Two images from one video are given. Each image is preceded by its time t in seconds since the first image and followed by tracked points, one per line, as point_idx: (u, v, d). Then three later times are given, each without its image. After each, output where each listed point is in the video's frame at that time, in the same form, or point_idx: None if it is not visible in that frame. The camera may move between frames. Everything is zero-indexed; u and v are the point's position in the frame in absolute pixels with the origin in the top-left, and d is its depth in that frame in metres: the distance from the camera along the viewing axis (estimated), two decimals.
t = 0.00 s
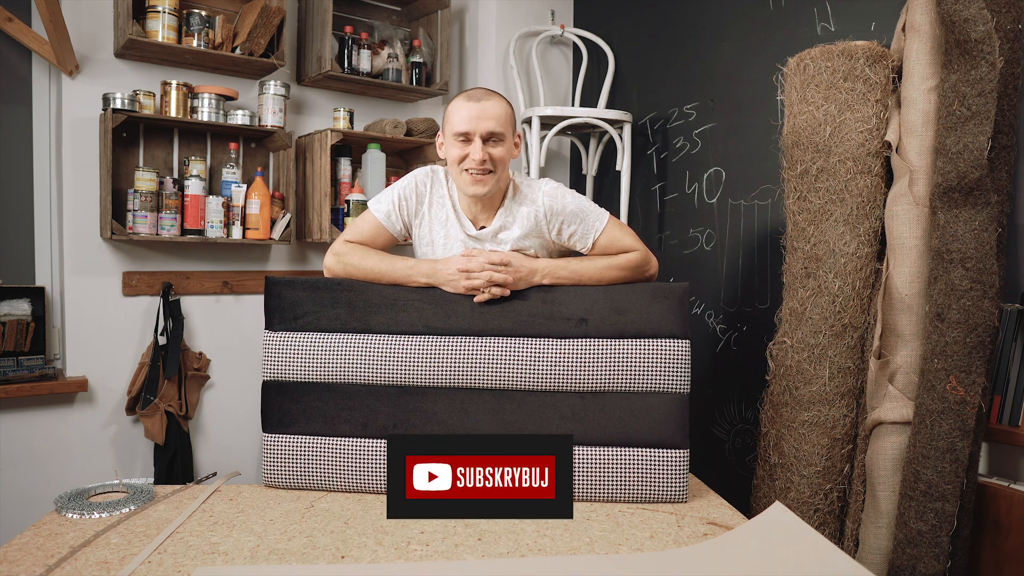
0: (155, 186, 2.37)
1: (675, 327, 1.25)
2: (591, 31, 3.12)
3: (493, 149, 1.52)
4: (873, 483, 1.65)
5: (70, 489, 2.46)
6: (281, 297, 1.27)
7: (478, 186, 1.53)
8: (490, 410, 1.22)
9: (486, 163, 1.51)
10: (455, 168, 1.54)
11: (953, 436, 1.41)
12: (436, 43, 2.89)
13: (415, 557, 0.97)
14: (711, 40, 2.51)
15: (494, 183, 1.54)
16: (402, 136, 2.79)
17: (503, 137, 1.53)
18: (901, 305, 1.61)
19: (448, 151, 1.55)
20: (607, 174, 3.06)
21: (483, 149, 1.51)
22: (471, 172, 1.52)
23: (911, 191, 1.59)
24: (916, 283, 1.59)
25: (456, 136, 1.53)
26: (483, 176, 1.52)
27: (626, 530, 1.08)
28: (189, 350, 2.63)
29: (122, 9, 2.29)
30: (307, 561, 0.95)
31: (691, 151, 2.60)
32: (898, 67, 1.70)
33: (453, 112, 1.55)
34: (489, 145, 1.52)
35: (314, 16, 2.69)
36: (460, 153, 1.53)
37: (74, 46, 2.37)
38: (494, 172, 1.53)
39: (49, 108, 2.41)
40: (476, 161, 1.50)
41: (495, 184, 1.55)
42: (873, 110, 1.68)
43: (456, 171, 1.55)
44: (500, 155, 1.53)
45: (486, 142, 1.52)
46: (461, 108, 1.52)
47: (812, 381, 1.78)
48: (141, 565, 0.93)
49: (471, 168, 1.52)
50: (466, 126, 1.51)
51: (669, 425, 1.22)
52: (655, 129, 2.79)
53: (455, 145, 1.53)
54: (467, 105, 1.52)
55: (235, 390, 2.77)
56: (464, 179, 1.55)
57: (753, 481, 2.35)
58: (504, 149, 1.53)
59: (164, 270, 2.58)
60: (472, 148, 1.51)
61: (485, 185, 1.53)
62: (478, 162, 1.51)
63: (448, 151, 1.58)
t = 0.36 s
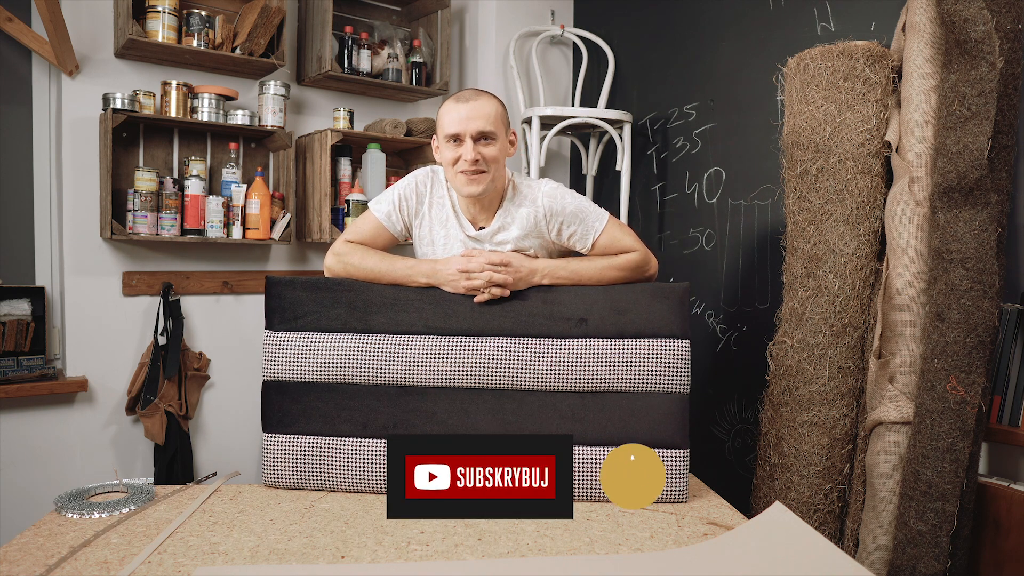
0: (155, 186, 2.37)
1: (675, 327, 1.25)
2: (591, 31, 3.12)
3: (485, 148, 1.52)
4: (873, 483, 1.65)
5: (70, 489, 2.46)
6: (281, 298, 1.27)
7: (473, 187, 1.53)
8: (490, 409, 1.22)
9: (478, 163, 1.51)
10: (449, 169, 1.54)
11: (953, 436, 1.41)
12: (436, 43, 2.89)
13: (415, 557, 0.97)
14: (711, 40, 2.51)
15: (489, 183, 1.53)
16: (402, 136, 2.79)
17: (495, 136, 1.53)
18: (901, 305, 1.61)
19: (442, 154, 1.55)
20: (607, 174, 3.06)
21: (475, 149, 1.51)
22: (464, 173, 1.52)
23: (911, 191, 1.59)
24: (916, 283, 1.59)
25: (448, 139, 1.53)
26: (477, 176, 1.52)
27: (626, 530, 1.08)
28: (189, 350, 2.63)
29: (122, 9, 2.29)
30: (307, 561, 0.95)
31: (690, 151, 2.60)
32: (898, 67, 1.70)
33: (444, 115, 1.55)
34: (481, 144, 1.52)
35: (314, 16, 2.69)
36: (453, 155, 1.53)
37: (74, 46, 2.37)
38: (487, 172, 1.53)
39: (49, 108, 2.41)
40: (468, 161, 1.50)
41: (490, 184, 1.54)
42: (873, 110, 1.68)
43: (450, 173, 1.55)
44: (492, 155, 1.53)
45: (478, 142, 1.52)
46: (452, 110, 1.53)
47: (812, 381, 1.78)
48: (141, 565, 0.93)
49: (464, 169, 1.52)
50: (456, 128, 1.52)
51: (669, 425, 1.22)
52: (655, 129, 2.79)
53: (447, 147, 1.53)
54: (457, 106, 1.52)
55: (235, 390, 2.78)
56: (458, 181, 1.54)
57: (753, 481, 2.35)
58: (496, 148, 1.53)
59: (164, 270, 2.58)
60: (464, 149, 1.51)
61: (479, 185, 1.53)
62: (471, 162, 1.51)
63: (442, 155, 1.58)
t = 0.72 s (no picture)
0: (155, 186, 2.37)
1: (675, 328, 1.25)
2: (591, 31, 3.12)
3: (485, 146, 1.52)
4: (873, 483, 1.65)
5: (70, 489, 2.46)
6: (282, 298, 1.27)
7: (473, 184, 1.53)
8: (491, 409, 1.22)
9: (478, 161, 1.51)
10: (449, 168, 1.54)
11: (953, 436, 1.41)
12: (436, 43, 2.89)
13: (415, 557, 0.97)
14: (711, 40, 2.51)
15: (489, 180, 1.53)
16: (402, 136, 2.79)
17: (495, 134, 1.53)
18: (901, 305, 1.61)
19: (442, 151, 1.55)
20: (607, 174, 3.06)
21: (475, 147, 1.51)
22: (464, 171, 1.52)
23: (911, 191, 1.59)
24: (916, 283, 1.59)
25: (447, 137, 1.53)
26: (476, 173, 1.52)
27: (626, 530, 1.08)
28: (189, 350, 2.63)
29: (122, 9, 2.29)
30: (307, 561, 0.95)
31: (690, 151, 2.60)
32: (898, 67, 1.70)
33: (443, 113, 1.55)
34: (481, 142, 1.52)
35: (314, 16, 2.69)
36: (452, 153, 1.53)
37: (74, 46, 2.37)
38: (487, 170, 1.53)
39: (49, 108, 2.41)
40: (468, 159, 1.50)
41: (490, 181, 1.54)
42: (873, 110, 1.68)
43: (450, 172, 1.54)
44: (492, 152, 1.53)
45: (477, 139, 1.52)
46: (451, 108, 1.53)
47: (812, 381, 1.78)
48: (141, 565, 0.93)
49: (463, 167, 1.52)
50: (455, 126, 1.51)
51: (669, 425, 1.22)
52: (655, 129, 2.79)
53: (447, 145, 1.53)
54: (456, 104, 1.52)
55: (235, 390, 2.78)
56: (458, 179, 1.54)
57: (753, 481, 2.34)
58: (496, 145, 1.53)
59: (164, 270, 2.58)
60: (464, 147, 1.51)
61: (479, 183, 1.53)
62: (470, 160, 1.51)
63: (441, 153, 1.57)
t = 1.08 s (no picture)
0: (156, 185, 2.37)
1: (675, 327, 1.25)
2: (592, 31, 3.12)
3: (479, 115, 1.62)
4: (873, 483, 1.65)
5: (70, 489, 2.46)
6: (282, 297, 1.28)
7: (471, 149, 1.61)
8: (491, 409, 1.22)
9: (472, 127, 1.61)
10: (448, 141, 1.64)
11: (953, 436, 1.41)
12: (436, 43, 2.89)
13: (415, 557, 0.97)
14: (711, 40, 2.51)
15: (485, 146, 1.61)
16: (402, 136, 2.79)
17: (489, 104, 1.63)
18: (901, 305, 1.61)
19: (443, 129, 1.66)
20: (607, 174, 3.06)
21: (469, 115, 1.62)
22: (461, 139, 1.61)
23: (911, 191, 1.59)
24: (916, 283, 1.59)
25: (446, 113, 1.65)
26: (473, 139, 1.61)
27: (626, 530, 1.08)
28: (189, 350, 2.63)
29: (122, 9, 2.29)
30: (307, 561, 0.95)
31: (691, 151, 2.60)
32: (898, 67, 1.70)
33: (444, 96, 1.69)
34: (475, 111, 1.62)
35: (314, 16, 2.69)
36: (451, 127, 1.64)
37: (74, 46, 2.37)
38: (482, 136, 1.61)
39: (49, 109, 2.41)
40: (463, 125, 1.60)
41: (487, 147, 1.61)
42: (873, 110, 1.68)
43: (450, 145, 1.64)
44: (487, 120, 1.62)
45: (471, 109, 1.62)
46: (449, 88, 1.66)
47: (812, 381, 1.78)
48: (141, 565, 0.93)
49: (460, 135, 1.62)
50: (451, 100, 1.64)
51: (669, 424, 1.22)
52: (655, 129, 2.79)
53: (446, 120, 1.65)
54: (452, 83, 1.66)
55: (235, 390, 2.78)
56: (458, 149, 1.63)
57: (753, 481, 2.35)
58: (490, 113, 1.63)
59: (164, 270, 2.58)
60: (459, 117, 1.62)
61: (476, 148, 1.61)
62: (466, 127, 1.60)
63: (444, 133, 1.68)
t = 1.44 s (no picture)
0: (155, 186, 2.37)
1: (675, 327, 1.25)
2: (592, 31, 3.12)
3: (507, 121, 1.79)
4: (873, 483, 1.65)
5: (70, 489, 2.46)
6: (282, 297, 1.27)
7: (500, 153, 1.79)
8: (491, 409, 1.22)
9: (501, 131, 1.78)
10: (477, 143, 1.80)
11: (953, 436, 1.41)
12: (436, 43, 2.89)
13: (415, 558, 0.97)
14: (711, 40, 2.51)
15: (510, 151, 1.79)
16: (402, 136, 2.78)
17: (516, 111, 1.80)
18: (901, 305, 1.61)
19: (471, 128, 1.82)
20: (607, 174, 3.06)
21: (499, 120, 1.78)
22: (490, 141, 1.78)
23: (911, 191, 1.59)
24: (916, 283, 1.59)
25: (475, 114, 1.80)
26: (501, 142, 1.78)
27: (626, 530, 1.08)
28: (189, 350, 2.63)
29: (122, 9, 2.29)
30: (307, 561, 0.95)
31: (691, 151, 2.60)
32: (898, 67, 1.70)
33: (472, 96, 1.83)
34: (504, 117, 1.78)
35: (314, 16, 2.69)
36: (480, 128, 1.79)
37: (74, 46, 2.37)
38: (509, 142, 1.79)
39: (49, 109, 2.41)
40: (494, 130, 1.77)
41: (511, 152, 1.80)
42: (873, 110, 1.68)
43: (479, 146, 1.80)
44: (514, 126, 1.80)
45: (500, 115, 1.78)
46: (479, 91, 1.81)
47: (812, 381, 1.78)
48: (141, 565, 0.93)
49: (490, 136, 1.78)
50: (482, 104, 1.79)
51: (669, 424, 1.22)
52: (655, 129, 2.79)
53: (475, 121, 1.80)
54: (483, 87, 1.81)
55: (235, 390, 2.78)
56: (487, 151, 1.80)
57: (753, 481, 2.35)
58: (517, 120, 1.80)
59: (164, 270, 2.58)
60: (490, 120, 1.78)
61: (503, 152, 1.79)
62: (496, 131, 1.77)
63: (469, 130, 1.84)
